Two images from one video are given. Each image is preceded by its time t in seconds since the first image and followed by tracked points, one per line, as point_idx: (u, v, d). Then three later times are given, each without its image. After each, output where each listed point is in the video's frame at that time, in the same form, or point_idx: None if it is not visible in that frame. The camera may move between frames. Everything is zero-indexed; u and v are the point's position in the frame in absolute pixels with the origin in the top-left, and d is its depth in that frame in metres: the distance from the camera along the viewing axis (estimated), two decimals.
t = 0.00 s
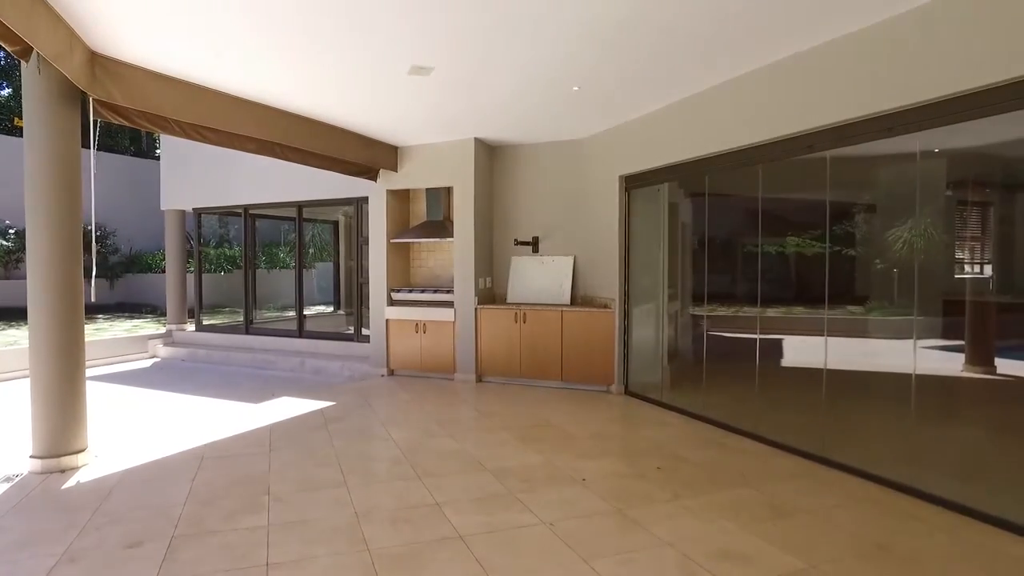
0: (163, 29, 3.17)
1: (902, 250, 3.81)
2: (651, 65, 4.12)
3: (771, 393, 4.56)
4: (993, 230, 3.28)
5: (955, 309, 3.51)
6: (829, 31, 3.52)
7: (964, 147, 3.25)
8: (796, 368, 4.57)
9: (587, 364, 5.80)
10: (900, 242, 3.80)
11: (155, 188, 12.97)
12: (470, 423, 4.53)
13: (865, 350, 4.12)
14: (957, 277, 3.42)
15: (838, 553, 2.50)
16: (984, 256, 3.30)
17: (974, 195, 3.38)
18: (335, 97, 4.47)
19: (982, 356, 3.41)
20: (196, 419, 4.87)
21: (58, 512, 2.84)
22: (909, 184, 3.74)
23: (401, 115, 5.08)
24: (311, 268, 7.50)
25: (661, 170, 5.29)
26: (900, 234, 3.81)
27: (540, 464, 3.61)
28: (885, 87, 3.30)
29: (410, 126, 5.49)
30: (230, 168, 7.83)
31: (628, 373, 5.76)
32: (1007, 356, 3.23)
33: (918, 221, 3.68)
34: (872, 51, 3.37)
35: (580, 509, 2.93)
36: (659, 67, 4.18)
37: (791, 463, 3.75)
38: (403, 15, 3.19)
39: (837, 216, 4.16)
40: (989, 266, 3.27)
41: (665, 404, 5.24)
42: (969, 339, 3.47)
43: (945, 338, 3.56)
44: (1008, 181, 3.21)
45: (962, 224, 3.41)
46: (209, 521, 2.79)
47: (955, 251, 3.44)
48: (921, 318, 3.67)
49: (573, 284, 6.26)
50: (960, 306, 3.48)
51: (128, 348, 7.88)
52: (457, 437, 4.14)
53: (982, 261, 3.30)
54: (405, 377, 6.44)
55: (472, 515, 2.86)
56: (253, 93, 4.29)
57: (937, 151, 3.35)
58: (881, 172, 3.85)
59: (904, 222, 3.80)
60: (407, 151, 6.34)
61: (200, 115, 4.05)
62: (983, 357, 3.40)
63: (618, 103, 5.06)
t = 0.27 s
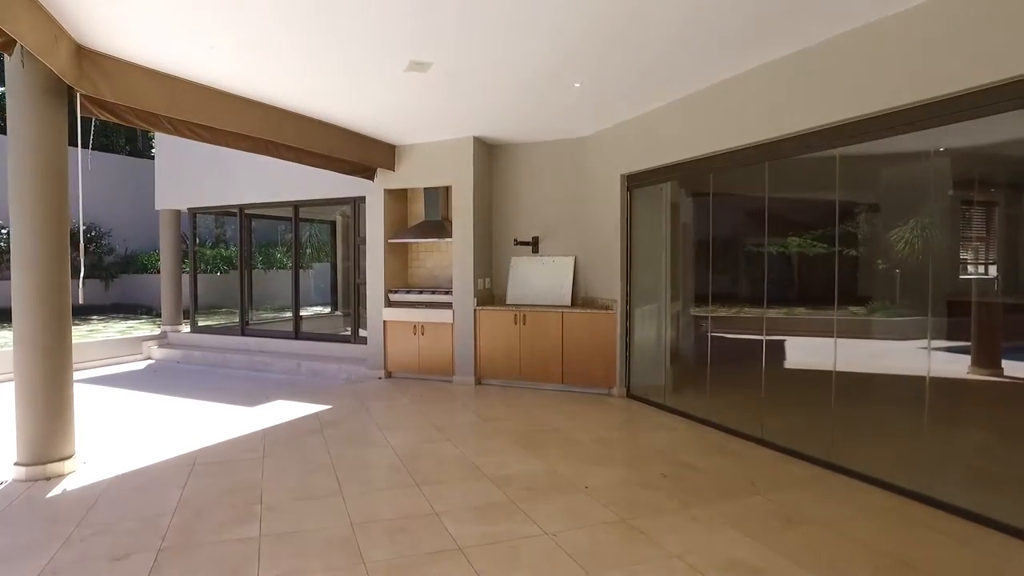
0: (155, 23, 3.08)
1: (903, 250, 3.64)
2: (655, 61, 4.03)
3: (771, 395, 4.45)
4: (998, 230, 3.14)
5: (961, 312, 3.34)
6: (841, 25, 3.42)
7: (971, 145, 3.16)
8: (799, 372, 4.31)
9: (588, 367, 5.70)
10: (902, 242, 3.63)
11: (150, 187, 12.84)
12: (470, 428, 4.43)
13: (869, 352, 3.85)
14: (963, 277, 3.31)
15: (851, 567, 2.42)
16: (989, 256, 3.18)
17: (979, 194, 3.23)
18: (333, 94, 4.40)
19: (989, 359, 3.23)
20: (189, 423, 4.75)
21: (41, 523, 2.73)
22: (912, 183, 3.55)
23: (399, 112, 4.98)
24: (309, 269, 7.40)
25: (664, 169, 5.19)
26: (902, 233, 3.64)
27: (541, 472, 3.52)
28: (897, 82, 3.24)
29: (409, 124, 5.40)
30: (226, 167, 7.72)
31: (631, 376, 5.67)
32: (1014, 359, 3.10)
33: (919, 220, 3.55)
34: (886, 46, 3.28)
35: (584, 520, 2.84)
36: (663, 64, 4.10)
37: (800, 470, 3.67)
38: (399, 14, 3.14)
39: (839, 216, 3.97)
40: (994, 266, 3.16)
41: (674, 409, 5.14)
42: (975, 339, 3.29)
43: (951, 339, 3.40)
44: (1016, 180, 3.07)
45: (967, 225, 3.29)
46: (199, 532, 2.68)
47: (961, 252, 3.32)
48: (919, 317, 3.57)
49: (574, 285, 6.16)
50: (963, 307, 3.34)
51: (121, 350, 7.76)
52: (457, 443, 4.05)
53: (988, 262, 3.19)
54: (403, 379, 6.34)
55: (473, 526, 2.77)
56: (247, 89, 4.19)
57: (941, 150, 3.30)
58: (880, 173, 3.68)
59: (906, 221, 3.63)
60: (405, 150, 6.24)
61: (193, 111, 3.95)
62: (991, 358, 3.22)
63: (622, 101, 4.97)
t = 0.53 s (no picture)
0: (146, 16, 2.99)
1: (906, 250, 3.54)
2: (658, 57, 3.95)
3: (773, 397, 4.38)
4: (1004, 229, 3.05)
5: (964, 314, 3.23)
6: (849, 19, 3.33)
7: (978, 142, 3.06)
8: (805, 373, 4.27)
9: (590, 368, 5.62)
10: (905, 242, 3.54)
11: (146, 186, 12.73)
12: (470, 430, 4.35)
13: (874, 352, 3.77)
14: (967, 277, 3.20)
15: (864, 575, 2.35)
16: (994, 255, 3.09)
17: (984, 193, 3.13)
18: (330, 91, 4.33)
19: (994, 360, 3.16)
20: (183, 426, 4.66)
21: (26, 530, 2.64)
22: (916, 181, 3.46)
23: (397, 109, 4.89)
24: (307, 269, 7.30)
25: (667, 167, 5.10)
26: (904, 233, 3.54)
27: (543, 476, 3.44)
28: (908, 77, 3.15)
29: (407, 121, 5.31)
30: (222, 166, 7.62)
31: (632, 377, 5.59)
32: None
33: (923, 219, 3.45)
34: (896, 40, 3.19)
35: (588, 525, 2.77)
36: (666, 59, 4.01)
37: (807, 473, 3.60)
38: (398, 10, 3.10)
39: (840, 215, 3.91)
40: (999, 266, 3.07)
41: (676, 411, 5.05)
42: (980, 340, 3.19)
43: (953, 340, 3.29)
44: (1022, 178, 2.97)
45: (970, 224, 3.18)
46: (190, 540, 2.59)
47: (964, 252, 3.21)
48: (921, 318, 3.48)
49: (575, 285, 6.08)
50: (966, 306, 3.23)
51: (116, 351, 7.65)
52: (456, 446, 3.97)
53: (992, 262, 3.09)
54: (402, 381, 6.25)
55: (473, 532, 2.69)
56: (242, 85, 4.10)
57: (946, 149, 3.21)
58: (884, 171, 3.58)
59: (909, 220, 3.53)
60: (403, 148, 6.15)
61: (185, 106, 3.87)
62: (996, 359, 3.15)
63: (623, 98, 4.88)
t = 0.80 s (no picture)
0: (134, 7, 2.89)
1: (908, 250, 3.46)
2: (663, 52, 3.85)
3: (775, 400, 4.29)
4: (1009, 228, 2.95)
5: (974, 314, 3.12)
6: (859, 11, 3.26)
7: (990, 138, 2.98)
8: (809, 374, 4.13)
9: (591, 369, 5.53)
10: (907, 242, 3.46)
11: (143, 185, 12.62)
12: (470, 433, 4.26)
13: (878, 353, 3.65)
14: (972, 277, 3.11)
15: None
16: (998, 255, 2.99)
17: (989, 192, 3.05)
18: (328, 88, 4.25)
19: (1005, 361, 2.99)
20: (177, 428, 4.56)
21: (9, 540, 2.54)
22: (921, 179, 3.37)
23: (394, 106, 4.79)
24: (305, 269, 7.19)
25: (670, 165, 5.02)
26: (907, 232, 3.46)
27: (545, 481, 3.36)
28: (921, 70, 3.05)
29: (405, 118, 5.21)
30: (217, 164, 7.52)
31: (634, 379, 5.50)
32: None
33: (926, 219, 3.38)
34: (908, 33, 3.11)
35: (593, 533, 2.68)
36: (671, 54, 3.92)
37: (815, 477, 3.52)
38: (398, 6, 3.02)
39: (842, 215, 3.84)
40: (1005, 266, 2.97)
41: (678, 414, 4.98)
42: (987, 340, 3.07)
43: (961, 340, 3.19)
44: None
45: (974, 224, 3.09)
46: (180, 549, 2.49)
47: (970, 251, 3.12)
48: (922, 317, 3.41)
49: (576, 285, 5.99)
50: (973, 307, 3.13)
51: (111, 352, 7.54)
52: (456, 450, 3.88)
53: (997, 261, 3.00)
54: (400, 382, 6.15)
55: (475, 541, 2.60)
56: (236, 80, 4.01)
57: (953, 146, 3.15)
58: (886, 170, 3.51)
59: (911, 219, 3.46)
60: (401, 146, 6.06)
61: (178, 102, 3.78)
62: (1003, 361, 3.00)
63: (626, 94, 4.80)
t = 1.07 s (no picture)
0: None
1: (912, 250, 3.48)
2: (667, 47, 3.74)
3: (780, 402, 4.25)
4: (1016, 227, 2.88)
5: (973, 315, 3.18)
6: (868, 3, 3.09)
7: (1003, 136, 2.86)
8: (816, 376, 4.21)
9: (594, 372, 5.42)
10: (911, 242, 3.48)
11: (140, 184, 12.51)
12: (470, 438, 4.15)
13: (885, 353, 3.70)
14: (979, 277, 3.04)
15: None
16: (1005, 254, 2.92)
17: (996, 191, 2.99)
18: (328, 85, 4.18)
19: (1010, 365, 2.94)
20: (170, 433, 4.45)
21: None
22: (926, 178, 3.40)
23: (393, 103, 4.69)
24: (303, 270, 7.09)
25: (674, 163, 4.89)
26: (911, 233, 3.49)
27: (548, 489, 3.26)
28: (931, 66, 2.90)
29: (403, 115, 5.11)
30: (213, 163, 7.42)
31: (638, 381, 5.40)
32: None
33: (930, 218, 3.40)
34: (918, 26, 2.96)
35: (600, 545, 2.58)
36: (675, 50, 3.80)
37: (827, 484, 3.43)
38: None
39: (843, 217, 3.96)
40: (1011, 266, 2.89)
41: (681, 416, 4.89)
42: (994, 343, 3.01)
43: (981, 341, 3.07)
44: None
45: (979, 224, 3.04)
46: (168, 564, 2.39)
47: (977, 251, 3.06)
48: (928, 317, 3.44)
49: (578, 286, 5.89)
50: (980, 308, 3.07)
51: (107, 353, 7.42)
52: (456, 456, 3.78)
53: (1003, 261, 2.92)
54: (399, 385, 6.05)
55: (476, 553, 2.50)
56: (230, 76, 3.90)
57: (959, 145, 3.14)
58: (890, 170, 3.51)
59: (914, 220, 3.48)
60: (400, 144, 5.96)
61: (170, 99, 3.68)
62: (1014, 363, 2.93)
63: (627, 91, 4.67)
